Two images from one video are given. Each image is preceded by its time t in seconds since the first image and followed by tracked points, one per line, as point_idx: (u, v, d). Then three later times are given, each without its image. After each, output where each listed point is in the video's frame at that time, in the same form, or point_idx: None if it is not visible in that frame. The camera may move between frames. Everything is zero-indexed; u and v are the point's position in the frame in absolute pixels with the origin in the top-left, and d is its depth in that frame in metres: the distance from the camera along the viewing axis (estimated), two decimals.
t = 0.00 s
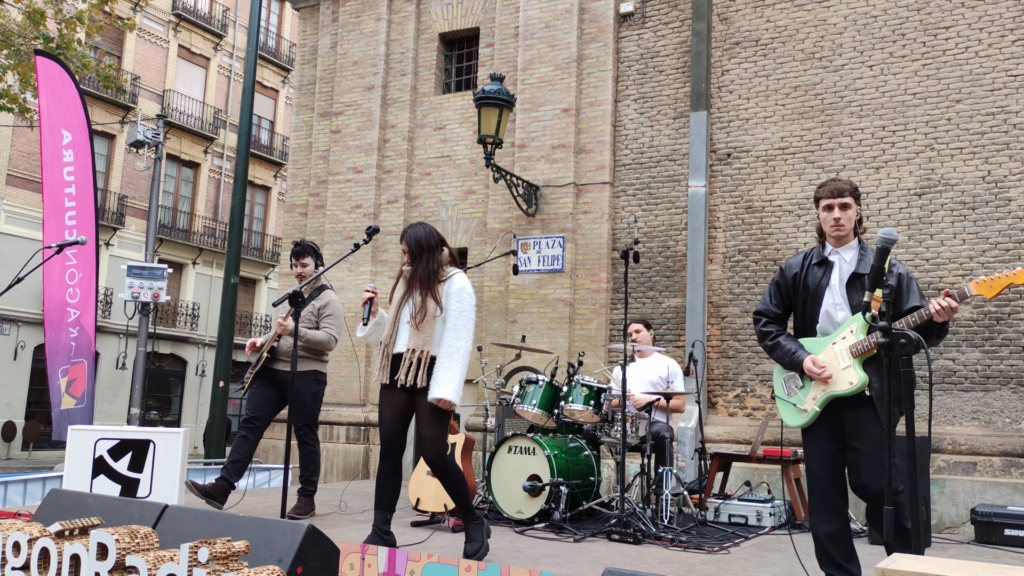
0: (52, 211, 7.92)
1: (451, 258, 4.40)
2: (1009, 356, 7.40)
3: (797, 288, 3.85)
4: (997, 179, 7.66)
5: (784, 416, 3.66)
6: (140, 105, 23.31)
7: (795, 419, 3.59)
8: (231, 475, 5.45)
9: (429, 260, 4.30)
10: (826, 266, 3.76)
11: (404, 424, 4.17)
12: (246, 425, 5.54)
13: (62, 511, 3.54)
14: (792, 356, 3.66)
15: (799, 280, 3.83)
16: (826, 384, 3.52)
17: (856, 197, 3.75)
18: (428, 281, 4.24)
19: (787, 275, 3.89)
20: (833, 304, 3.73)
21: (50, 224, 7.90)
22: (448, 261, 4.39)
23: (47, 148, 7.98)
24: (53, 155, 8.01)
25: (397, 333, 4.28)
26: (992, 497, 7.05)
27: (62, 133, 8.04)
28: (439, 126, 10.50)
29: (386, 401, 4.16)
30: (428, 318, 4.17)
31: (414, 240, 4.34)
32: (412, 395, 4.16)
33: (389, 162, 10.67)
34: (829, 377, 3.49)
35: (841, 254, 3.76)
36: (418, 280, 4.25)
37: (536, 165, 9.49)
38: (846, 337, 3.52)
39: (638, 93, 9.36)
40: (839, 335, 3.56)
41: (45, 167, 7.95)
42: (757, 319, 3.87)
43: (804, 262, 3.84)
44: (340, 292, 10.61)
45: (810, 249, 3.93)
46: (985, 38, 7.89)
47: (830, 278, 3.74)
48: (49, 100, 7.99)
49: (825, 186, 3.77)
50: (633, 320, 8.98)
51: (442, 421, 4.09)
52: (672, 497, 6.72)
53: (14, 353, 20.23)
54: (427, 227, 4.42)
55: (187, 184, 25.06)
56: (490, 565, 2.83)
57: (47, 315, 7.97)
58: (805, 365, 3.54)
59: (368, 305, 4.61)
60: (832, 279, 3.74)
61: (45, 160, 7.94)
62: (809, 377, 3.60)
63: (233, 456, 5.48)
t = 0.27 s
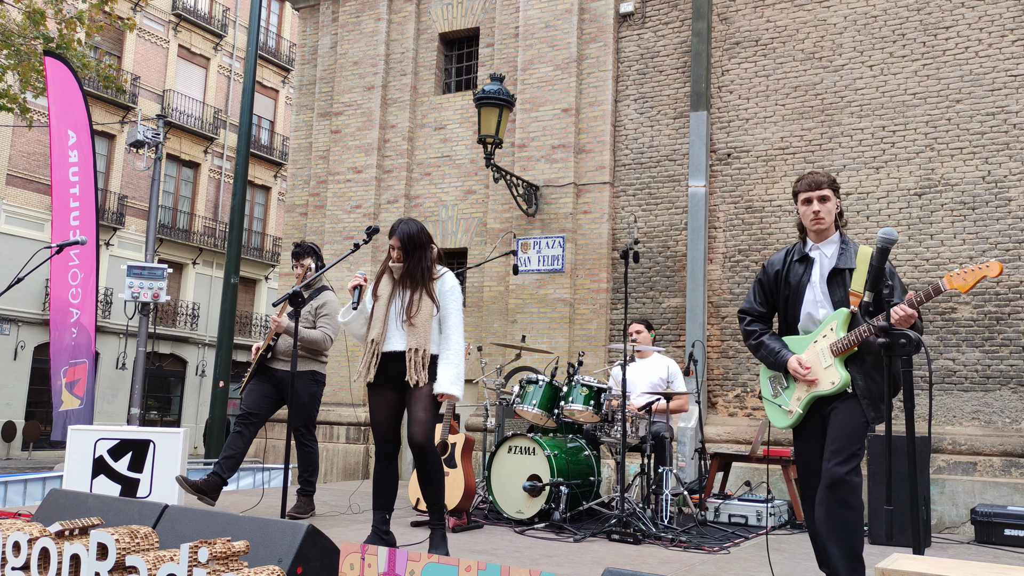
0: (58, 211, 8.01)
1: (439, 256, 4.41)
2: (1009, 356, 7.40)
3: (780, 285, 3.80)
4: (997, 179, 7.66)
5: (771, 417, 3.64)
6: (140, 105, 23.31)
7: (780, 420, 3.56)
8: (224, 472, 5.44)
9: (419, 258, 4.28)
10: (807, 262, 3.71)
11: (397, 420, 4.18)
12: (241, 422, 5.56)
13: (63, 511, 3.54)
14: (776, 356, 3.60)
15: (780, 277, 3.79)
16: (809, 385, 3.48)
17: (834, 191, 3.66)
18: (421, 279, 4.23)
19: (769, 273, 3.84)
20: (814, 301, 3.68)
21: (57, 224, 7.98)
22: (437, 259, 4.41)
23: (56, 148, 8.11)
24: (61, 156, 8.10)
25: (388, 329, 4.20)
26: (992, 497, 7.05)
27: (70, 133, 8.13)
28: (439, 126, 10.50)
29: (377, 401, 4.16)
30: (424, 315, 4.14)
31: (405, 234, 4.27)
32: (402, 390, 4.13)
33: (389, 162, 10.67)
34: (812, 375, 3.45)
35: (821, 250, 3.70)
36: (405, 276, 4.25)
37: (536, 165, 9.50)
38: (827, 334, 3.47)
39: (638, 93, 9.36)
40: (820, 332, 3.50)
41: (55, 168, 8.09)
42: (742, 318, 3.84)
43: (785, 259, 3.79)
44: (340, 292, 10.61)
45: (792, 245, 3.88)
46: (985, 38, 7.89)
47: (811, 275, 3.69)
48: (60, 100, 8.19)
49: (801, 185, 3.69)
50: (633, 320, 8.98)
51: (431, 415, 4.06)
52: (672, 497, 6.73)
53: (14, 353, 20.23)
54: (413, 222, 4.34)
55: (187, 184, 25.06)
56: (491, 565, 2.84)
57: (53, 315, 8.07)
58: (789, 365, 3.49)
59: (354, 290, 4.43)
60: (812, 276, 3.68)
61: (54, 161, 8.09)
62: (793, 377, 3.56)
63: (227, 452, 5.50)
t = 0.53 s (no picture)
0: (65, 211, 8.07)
1: (433, 252, 4.38)
2: (1009, 356, 7.40)
3: (763, 285, 3.70)
4: (997, 179, 7.66)
5: (750, 420, 3.55)
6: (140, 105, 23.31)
7: (759, 423, 3.48)
8: (209, 483, 5.38)
9: (412, 254, 4.28)
10: (790, 263, 3.60)
11: (396, 421, 4.17)
12: (224, 432, 5.53)
13: (63, 511, 3.54)
14: (756, 357, 3.51)
15: (763, 278, 3.69)
16: (790, 388, 3.38)
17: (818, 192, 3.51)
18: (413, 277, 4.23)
19: (752, 273, 3.74)
20: (796, 303, 3.58)
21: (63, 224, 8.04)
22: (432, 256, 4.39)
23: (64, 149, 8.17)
24: (68, 156, 8.15)
25: (384, 330, 4.22)
26: (992, 497, 7.06)
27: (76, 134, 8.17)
28: (439, 126, 10.50)
29: (376, 402, 4.15)
30: (416, 311, 4.14)
31: (397, 232, 4.28)
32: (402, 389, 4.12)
33: (389, 162, 10.67)
34: (793, 379, 3.36)
35: (806, 250, 3.58)
36: (398, 276, 4.27)
37: (536, 165, 9.50)
38: (806, 338, 3.37)
39: (638, 93, 9.36)
40: (800, 336, 3.41)
41: (63, 168, 8.16)
42: (724, 319, 3.75)
43: (769, 259, 3.69)
44: (340, 292, 10.61)
45: (777, 244, 3.77)
46: (985, 38, 7.88)
47: (794, 277, 3.58)
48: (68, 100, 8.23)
49: (786, 184, 3.51)
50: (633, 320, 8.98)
51: (435, 415, 4.08)
52: (672, 497, 6.72)
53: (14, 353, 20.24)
54: (409, 220, 4.36)
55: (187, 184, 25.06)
56: (491, 565, 2.84)
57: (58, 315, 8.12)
58: (771, 366, 3.42)
59: (348, 300, 4.49)
60: (795, 277, 3.58)
61: (62, 161, 8.18)
62: (773, 380, 3.48)
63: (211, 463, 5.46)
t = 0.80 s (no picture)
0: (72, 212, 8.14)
1: (434, 246, 4.35)
2: (1009, 356, 7.40)
3: (743, 281, 3.58)
4: (997, 179, 7.66)
5: (730, 418, 3.45)
6: (140, 105, 23.31)
7: (738, 422, 3.37)
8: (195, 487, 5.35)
9: (408, 249, 4.28)
10: (772, 259, 3.48)
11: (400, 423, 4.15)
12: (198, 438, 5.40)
13: (62, 511, 3.54)
14: (738, 354, 3.41)
15: (743, 273, 3.57)
16: (771, 386, 3.28)
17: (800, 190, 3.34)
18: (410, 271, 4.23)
19: (733, 268, 3.61)
20: (777, 301, 3.46)
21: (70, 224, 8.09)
22: (434, 252, 4.35)
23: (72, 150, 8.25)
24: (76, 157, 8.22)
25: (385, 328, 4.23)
26: (992, 497, 7.05)
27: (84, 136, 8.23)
28: (439, 126, 10.50)
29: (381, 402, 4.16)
30: (411, 309, 4.14)
31: (394, 229, 4.32)
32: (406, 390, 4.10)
33: (389, 162, 10.68)
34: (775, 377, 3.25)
35: (789, 248, 3.46)
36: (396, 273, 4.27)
37: (536, 165, 9.50)
38: (790, 335, 3.27)
39: (638, 93, 9.36)
40: (783, 333, 3.31)
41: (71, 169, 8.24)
42: (705, 315, 3.64)
43: (750, 254, 3.57)
44: (340, 292, 10.61)
45: (758, 238, 3.64)
46: (985, 38, 7.88)
47: (776, 273, 3.46)
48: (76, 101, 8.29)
49: (768, 181, 3.31)
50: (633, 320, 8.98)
51: (440, 416, 4.05)
52: (672, 497, 6.72)
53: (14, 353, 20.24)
54: (409, 215, 4.39)
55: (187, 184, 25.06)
56: (490, 565, 2.83)
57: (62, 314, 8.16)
58: (753, 364, 3.31)
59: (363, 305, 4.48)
60: (776, 274, 3.46)
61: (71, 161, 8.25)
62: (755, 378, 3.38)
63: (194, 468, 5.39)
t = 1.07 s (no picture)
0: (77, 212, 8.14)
1: (441, 249, 4.33)
2: (1009, 356, 7.39)
3: (739, 277, 3.58)
4: (997, 179, 7.66)
5: (724, 413, 3.43)
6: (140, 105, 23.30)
7: (732, 416, 3.36)
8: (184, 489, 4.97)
9: (417, 251, 4.27)
10: (768, 255, 3.48)
11: (398, 422, 4.13)
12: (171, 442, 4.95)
13: (62, 511, 3.53)
14: (732, 348, 3.41)
15: (739, 269, 3.57)
16: (764, 379, 3.27)
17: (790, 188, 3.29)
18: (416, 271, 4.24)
19: (728, 264, 3.61)
20: (773, 295, 3.45)
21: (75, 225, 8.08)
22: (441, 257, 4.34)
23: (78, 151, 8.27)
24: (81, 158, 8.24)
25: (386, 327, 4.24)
26: (992, 497, 7.05)
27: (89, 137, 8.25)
28: (439, 126, 10.49)
29: (378, 402, 4.14)
30: (414, 310, 4.14)
31: (403, 229, 4.28)
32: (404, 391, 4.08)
33: (389, 162, 10.67)
34: (769, 370, 3.24)
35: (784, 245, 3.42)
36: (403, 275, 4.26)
37: (536, 165, 9.49)
38: (785, 329, 3.26)
39: (638, 93, 9.35)
40: (779, 327, 3.30)
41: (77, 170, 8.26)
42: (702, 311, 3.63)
43: (745, 251, 3.57)
44: (340, 292, 10.60)
45: (753, 236, 3.64)
46: (985, 38, 7.88)
47: (772, 269, 3.45)
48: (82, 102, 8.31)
49: (755, 189, 3.26)
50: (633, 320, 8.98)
51: (440, 418, 4.01)
52: (672, 497, 6.72)
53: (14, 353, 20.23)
54: (415, 216, 4.38)
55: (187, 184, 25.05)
56: (491, 565, 2.82)
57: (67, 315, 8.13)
58: (743, 358, 3.31)
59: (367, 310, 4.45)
60: (772, 269, 3.45)
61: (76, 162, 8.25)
62: (749, 372, 3.36)
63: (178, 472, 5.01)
